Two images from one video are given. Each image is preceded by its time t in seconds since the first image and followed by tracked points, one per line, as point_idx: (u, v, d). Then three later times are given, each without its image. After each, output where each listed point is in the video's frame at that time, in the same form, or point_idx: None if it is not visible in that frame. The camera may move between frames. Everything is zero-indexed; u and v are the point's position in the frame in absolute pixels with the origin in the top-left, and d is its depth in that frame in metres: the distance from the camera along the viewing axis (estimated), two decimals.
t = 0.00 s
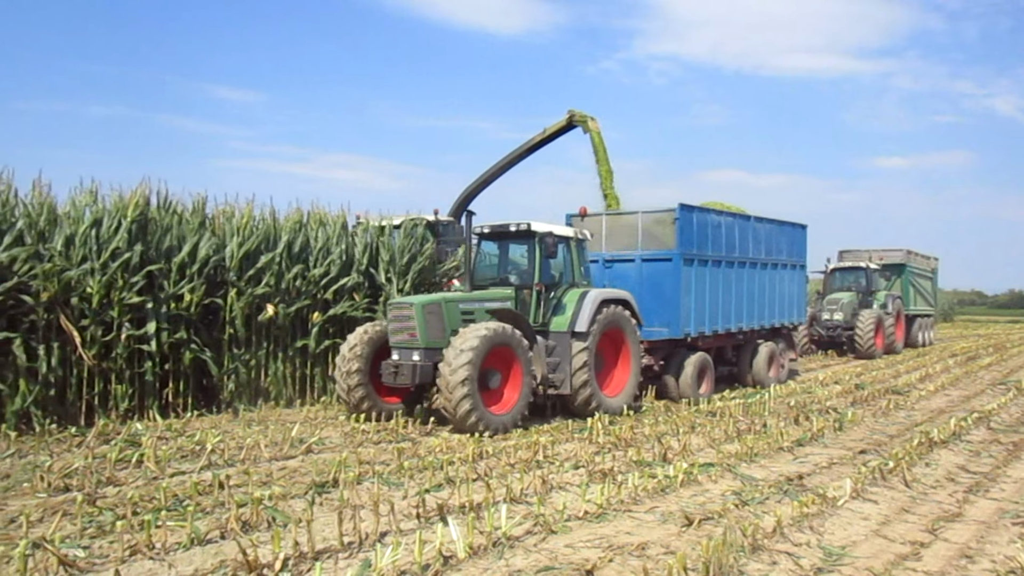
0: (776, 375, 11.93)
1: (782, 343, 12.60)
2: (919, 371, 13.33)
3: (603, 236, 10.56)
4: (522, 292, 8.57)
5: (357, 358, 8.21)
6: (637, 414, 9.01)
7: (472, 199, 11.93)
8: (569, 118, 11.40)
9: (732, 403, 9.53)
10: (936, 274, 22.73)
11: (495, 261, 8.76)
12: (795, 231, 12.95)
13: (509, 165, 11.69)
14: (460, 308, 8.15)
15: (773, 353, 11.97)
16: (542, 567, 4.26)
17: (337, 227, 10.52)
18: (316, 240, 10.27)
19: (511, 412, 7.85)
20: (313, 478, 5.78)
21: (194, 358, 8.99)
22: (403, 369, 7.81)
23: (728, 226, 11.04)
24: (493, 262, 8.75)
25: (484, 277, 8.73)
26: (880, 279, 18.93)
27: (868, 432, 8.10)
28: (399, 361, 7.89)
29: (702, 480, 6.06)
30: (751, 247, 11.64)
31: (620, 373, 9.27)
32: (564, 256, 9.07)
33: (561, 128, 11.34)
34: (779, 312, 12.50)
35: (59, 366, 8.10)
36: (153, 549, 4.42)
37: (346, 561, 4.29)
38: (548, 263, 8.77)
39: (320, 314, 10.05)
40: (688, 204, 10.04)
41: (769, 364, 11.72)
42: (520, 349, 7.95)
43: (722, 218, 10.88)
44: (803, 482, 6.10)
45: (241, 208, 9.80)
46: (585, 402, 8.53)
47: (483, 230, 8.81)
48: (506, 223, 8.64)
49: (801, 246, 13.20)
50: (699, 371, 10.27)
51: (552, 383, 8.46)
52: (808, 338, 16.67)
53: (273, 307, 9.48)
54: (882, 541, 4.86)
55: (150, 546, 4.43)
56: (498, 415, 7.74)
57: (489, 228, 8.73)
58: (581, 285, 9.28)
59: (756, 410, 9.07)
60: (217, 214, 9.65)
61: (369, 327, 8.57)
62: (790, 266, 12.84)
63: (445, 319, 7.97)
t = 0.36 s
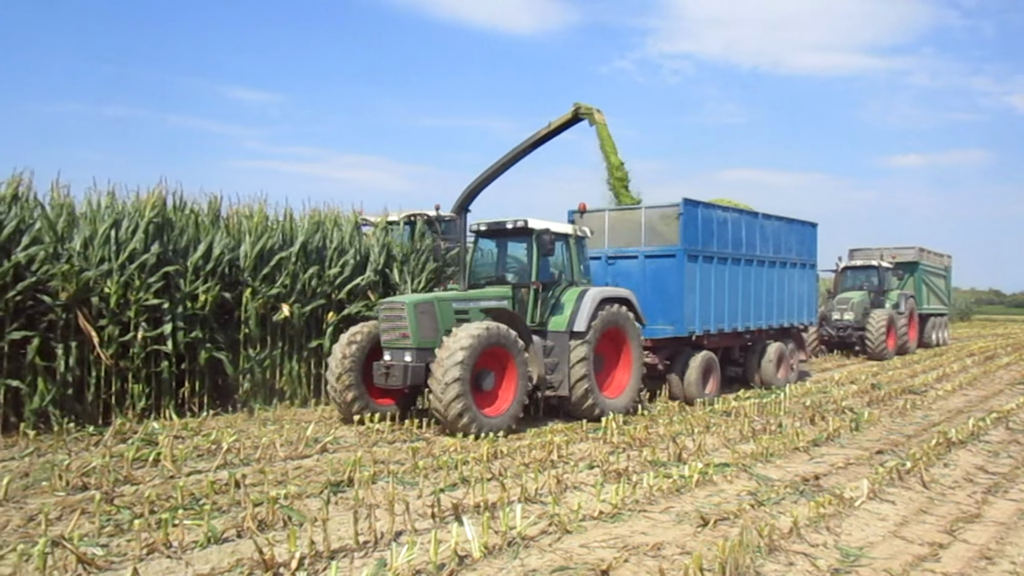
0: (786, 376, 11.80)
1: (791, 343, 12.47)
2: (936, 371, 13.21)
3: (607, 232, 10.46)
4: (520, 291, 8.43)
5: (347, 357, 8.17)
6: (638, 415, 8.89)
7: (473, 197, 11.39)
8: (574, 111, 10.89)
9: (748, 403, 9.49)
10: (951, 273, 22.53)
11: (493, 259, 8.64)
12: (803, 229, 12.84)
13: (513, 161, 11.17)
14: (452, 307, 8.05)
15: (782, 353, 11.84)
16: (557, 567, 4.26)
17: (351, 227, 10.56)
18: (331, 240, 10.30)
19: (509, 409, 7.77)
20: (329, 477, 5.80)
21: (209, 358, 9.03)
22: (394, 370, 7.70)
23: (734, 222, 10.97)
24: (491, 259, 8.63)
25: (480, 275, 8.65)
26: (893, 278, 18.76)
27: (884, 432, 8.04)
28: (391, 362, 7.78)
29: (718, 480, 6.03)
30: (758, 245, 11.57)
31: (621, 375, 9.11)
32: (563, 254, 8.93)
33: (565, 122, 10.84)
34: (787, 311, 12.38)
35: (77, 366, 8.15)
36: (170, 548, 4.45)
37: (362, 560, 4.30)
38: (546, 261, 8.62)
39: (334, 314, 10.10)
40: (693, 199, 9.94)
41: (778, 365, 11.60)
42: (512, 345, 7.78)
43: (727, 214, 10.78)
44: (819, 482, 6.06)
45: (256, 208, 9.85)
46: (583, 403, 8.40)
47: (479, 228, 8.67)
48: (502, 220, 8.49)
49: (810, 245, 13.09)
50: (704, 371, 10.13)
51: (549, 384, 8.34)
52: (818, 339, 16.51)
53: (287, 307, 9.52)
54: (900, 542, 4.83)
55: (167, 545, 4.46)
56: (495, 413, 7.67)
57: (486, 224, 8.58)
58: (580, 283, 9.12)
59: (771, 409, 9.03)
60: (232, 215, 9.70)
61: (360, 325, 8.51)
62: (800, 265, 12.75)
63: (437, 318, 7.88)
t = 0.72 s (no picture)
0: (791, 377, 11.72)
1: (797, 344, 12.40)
2: (951, 372, 13.11)
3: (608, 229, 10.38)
4: (516, 290, 8.35)
5: (338, 360, 7.99)
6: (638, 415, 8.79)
7: (471, 197, 11.22)
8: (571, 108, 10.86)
9: (761, 403, 9.47)
10: (963, 274, 22.36)
11: (488, 257, 8.52)
12: (810, 228, 12.74)
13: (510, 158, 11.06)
14: (445, 305, 7.95)
15: (788, 353, 11.76)
16: (570, 567, 4.25)
17: (364, 226, 10.62)
18: (344, 239, 10.33)
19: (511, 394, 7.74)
20: (341, 476, 5.82)
21: (223, 357, 9.05)
22: (384, 370, 7.57)
23: (739, 220, 10.89)
24: (487, 257, 8.52)
25: (475, 273, 8.55)
26: (903, 278, 18.62)
27: (899, 434, 8.00)
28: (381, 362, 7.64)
29: (731, 481, 6.01)
30: (764, 244, 11.48)
31: (620, 375, 9.02)
32: (560, 252, 8.80)
33: (563, 117, 10.80)
34: (792, 310, 12.27)
35: (92, 364, 8.20)
36: (184, 545, 4.47)
37: (375, 559, 4.31)
38: (542, 259, 8.50)
39: (347, 314, 10.14)
40: (696, 195, 9.85)
41: (783, 366, 11.52)
42: (494, 340, 7.54)
43: (731, 211, 10.69)
44: (832, 484, 6.02)
45: (268, 207, 9.89)
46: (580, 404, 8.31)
47: (475, 225, 8.56)
48: (499, 217, 8.37)
49: (817, 245, 12.99)
50: (708, 371, 10.05)
51: (545, 384, 8.25)
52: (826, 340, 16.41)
53: (300, 306, 9.56)
54: (915, 544, 4.80)
55: (181, 542, 4.48)
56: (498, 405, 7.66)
57: (482, 222, 8.47)
58: (579, 281, 9.00)
59: (784, 410, 9.00)
60: (245, 214, 9.74)
61: (350, 326, 8.31)
62: (807, 265, 12.66)
63: (429, 317, 7.79)
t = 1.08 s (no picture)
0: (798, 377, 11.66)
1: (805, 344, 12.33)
2: (966, 372, 13.02)
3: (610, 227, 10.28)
4: (513, 288, 8.22)
5: (330, 374, 7.83)
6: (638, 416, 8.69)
7: (470, 193, 11.31)
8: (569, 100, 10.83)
9: (775, 404, 9.43)
10: (977, 274, 22.19)
11: (486, 254, 8.45)
12: (818, 227, 12.63)
13: (509, 153, 11.10)
14: (440, 304, 7.81)
15: (795, 354, 11.70)
16: (585, 566, 4.25)
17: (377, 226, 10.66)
18: (356, 238, 10.37)
19: (511, 369, 7.60)
20: (355, 475, 5.84)
21: (237, 355, 9.10)
22: (376, 370, 7.39)
23: (746, 218, 10.79)
24: (485, 255, 8.44)
25: (472, 271, 8.45)
26: (915, 279, 18.49)
27: (914, 434, 7.95)
28: (372, 362, 7.46)
29: (745, 481, 5.99)
30: (772, 242, 11.38)
31: (620, 378, 8.86)
32: (558, 251, 8.71)
33: (561, 111, 10.78)
34: (799, 309, 12.17)
35: (109, 363, 8.27)
36: (200, 543, 4.49)
37: (390, 557, 4.32)
38: (540, 257, 8.41)
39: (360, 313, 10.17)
40: (701, 192, 9.75)
41: (790, 367, 11.45)
42: (473, 342, 7.23)
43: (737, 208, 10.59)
44: (847, 485, 5.99)
45: (282, 206, 9.93)
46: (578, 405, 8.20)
47: (472, 222, 8.48)
48: (496, 214, 8.32)
49: (825, 244, 12.88)
50: (712, 372, 9.96)
51: (543, 385, 8.15)
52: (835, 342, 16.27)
53: (314, 305, 9.61)
54: (931, 546, 4.77)
55: (197, 540, 4.50)
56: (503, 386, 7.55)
57: (478, 219, 8.40)
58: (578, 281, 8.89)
59: (799, 410, 8.96)
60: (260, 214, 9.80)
61: (335, 333, 8.10)
62: (816, 264, 12.57)
63: (422, 315, 7.64)
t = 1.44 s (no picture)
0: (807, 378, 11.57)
1: (817, 345, 12.26)
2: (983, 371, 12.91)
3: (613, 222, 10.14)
4: (509, 286, 8.10)
5: (327, 401, 7.67)
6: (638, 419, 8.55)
7: (471, 189, 11.32)
8: (569, 95, 10.82)
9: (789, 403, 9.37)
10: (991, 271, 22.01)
11: (482, 252, 8.32)
12: (827, 223, 12.49)
13: (510, 149, 11.12)
14: (433, 303, 7.63)
15: (804, 354, 11.62)
16: (600, 565, 4.24)
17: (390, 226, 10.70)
18: (368, 238, 10.41)
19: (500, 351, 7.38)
20: (370, 474, 5.85)
21: (252, 355, 9.14)
22: (367, 371, 7.23)
23: (754, 214, 10.65)
24: (482, 253, 8.31)
25: (469, 269, 8.33)
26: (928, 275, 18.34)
27: (931, 433, 7.89)
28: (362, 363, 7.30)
29: (760, 481, 5.96)
30: (780, 239, 11.24)
31: (619, 379, 8.74)
32: (555, 248, 8.57)
33: (562, 106, 10.77)
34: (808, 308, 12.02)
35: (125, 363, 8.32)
36: (217, 542, 4.51)
37: (405, 556, 4.33)
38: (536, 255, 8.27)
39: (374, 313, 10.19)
40: (707, 186, 9.62)
41: (799, 367, 11.39)
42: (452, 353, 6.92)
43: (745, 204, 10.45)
44: (865, 484, 5.95)
45: (297, 206, 9.96)
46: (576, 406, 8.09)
47: (469, 219, 8.37)
48: (491, 211, 8.20)
49: (835, 241, 12.74)
50: (717, 372, 9.87)
51: (540, 386, 7.99)
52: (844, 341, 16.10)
53: (328, 305, 9.65)
54: (950, 545, 4.73)
55: (214, 539, 4.52)
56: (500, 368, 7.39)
57: (474, 217, 8.31)
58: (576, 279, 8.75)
59: (814, 409, 8.90)
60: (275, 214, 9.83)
61: (313, 353, 7.77)
62: (825, 262, 12.43)
63: (415, 315, 7.48)
